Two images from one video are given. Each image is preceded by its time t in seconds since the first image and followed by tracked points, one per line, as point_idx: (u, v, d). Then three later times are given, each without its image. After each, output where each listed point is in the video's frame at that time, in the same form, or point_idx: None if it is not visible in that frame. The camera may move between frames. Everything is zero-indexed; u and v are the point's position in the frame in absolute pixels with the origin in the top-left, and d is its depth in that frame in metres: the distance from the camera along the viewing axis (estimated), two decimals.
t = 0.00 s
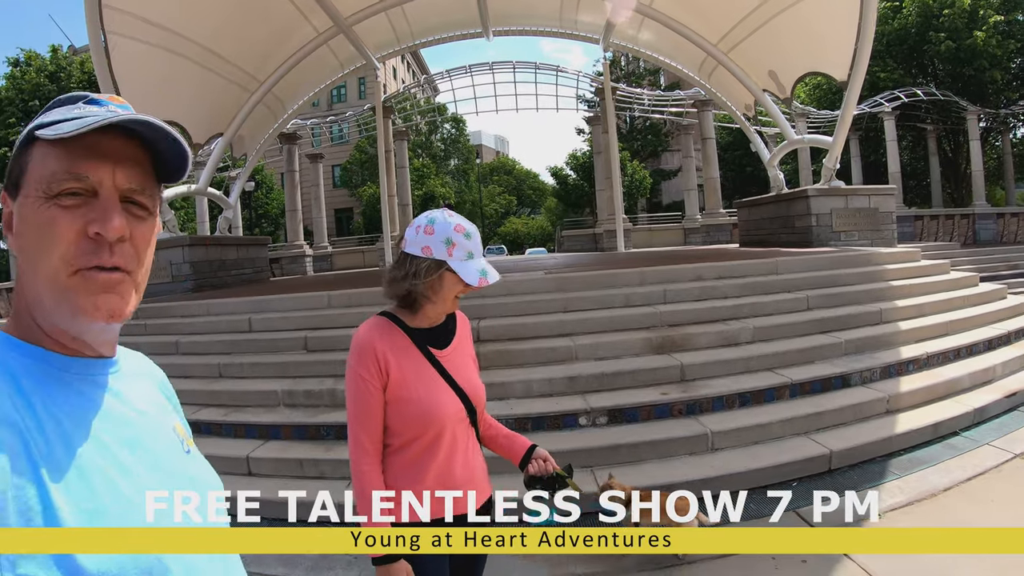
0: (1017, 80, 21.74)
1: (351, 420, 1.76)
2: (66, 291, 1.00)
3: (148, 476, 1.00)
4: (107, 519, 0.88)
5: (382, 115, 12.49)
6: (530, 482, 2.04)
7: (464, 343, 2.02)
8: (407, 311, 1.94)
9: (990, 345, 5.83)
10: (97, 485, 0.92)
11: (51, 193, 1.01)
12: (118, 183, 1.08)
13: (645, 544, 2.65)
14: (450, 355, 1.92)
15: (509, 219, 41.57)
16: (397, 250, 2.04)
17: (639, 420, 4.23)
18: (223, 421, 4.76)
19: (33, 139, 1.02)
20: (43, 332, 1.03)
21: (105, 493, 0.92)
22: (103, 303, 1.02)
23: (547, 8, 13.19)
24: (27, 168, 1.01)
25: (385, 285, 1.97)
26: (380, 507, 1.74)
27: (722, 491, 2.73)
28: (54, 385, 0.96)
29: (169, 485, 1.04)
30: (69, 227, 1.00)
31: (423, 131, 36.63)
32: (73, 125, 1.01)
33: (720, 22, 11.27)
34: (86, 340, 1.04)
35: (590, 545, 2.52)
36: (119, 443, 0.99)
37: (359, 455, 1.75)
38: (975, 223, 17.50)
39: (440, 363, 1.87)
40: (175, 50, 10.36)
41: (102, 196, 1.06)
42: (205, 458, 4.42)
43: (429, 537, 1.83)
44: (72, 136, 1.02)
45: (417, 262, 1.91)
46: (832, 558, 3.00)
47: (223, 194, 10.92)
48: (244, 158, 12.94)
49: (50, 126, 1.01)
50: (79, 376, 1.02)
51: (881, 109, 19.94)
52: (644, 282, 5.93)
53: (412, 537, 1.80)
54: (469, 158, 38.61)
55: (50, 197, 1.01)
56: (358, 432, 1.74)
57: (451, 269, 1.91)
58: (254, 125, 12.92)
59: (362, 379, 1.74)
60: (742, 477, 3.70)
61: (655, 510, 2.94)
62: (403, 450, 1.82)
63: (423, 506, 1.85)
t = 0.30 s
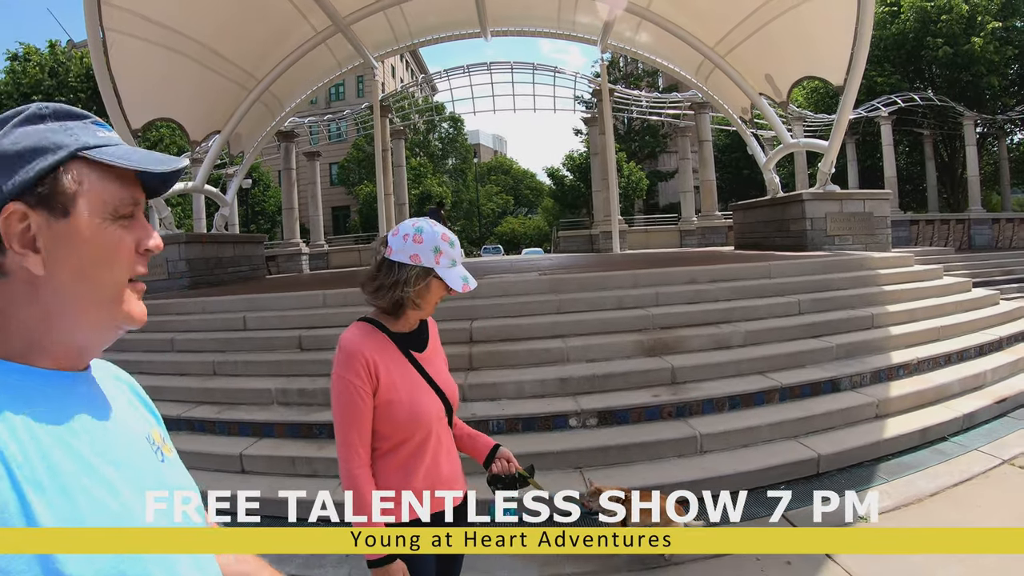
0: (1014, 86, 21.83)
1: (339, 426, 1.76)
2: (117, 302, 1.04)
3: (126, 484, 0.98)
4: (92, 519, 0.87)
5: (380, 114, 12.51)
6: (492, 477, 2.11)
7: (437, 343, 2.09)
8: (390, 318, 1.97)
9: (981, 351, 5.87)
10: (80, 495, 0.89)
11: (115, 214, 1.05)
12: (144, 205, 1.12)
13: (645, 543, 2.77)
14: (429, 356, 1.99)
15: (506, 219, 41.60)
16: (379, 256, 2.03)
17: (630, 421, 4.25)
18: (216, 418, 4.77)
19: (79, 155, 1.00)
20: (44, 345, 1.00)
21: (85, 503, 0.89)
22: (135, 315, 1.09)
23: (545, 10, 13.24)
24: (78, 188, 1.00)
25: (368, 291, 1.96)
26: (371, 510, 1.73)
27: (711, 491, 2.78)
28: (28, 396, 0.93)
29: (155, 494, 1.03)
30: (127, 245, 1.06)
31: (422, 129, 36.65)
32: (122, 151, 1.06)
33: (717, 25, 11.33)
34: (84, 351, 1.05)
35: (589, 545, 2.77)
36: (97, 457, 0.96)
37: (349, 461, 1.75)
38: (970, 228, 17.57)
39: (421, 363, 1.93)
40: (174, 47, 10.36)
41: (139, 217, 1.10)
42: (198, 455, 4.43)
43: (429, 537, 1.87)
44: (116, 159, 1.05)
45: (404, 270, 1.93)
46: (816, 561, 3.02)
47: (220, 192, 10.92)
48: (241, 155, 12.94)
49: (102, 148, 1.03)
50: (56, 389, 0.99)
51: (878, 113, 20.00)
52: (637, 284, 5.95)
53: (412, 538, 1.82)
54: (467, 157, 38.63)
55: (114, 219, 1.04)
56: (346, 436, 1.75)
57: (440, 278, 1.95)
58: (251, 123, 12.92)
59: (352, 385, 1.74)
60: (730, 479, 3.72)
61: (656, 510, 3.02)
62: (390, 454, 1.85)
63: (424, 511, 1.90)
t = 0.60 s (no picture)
0: (1015, 90, 21.81)
1: (337, 422, 1.73)
2: (124, 284, 1.12)
3: (116, 473, 1.01)
4: (81, 516, 0.88)
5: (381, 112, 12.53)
6: (479, 460, 2.15)
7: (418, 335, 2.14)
8: (380, 310, 1.98)
9: (978, 353, 5.87)
10: (67, 478, 0.90)
11: (124, 199, 1.15)
12: (138, 191, 1.22)
13: (645, 542, 2.77)
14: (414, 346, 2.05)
15: (507, 219, 41.64)
16: (369, 250, 2.02)
17: (625, 420, 4.27)
18: (213, 414, 4.79)
19: (99, 138, 1.09)
20: (48, 322, 1.03)
21: (71, 483, 0.91)
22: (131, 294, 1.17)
23: (547, 11, 13.27)
24: (101, 170, 1.09)
25: (361, 283, 1.95)
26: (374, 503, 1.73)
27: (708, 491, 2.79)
28: (15, 373, 0.94)
29: (142, 485, 1.05)
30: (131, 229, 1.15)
31: (423, 129, 36.71)
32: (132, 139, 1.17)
33: (719, 25, 11.35)
34: (81, 330, 1.09)
35: (590, 544, 2.77)
36: (87, 438, 0.98)
37: (352, 455, 1.73)
38: (970, 232, 17.57)
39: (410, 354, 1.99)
40: (176, 45, 10.40)
41: (134, 204, 1.19)
42: (195, 449, 4.46)
43: (429, 537, 1.94)
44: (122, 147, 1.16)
45: (400, 263, 1.94)
46: (809, 562, 3.02)
47: (221, 189, 10.96)
48: (242, 153, 12.97)
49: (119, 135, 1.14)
50: (44, 369, 1.01)
51: (879, 116, 19.98)
52: (635, 284, 5.96)
53: (412, 538, 1.91)
54: (468, 157, 38.73)
55: (124, 203, 1.14)
56: (345, 430, 1.73)
57: (435, 272, 1.99)
58: (252, 121, 12.95)
59: (350, 378, 1.73)
60: (725, 478, 3.74)
61: (655, 510, 3.05)
62: (387, 446, 1.86)
63: (423, 505, 1.94)
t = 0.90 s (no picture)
0: (1019, 88, 21.72)
1: (336, 418, 1.73)
2: (120, 280, 1.12)
3: (110, 468, 1.01)
4: (74, 512, 0.88)
5: (383, 113, 12.54)
6: (480, 453, 2.16)
7: (414, 334, 2.15)
8: (377, 307, 1.97)
9: (982, 352, 5.84)
10: (59, 468, 0.90)
11: (126, 197, 1.16)
12: (139, 189, 1.22)
13: (645, 543, 2.77)
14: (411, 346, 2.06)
15: (510, 220, 41.66)
16: (364, 245, 2.02)
17: (625, 420, 4.26)
18: (214, 414, 4.80)
19: (107, 132, 1.10)
20: (44, 313, 1.02)
21: (62, 475, 0.90)
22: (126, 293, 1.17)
23: (548, 12, 13.29)
24: (107, 166, 1.10)
25: (358, 278, 1.94)
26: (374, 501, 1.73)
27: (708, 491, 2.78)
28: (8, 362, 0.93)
29: (138, 484, 1.06)
30: (131, 227, 1.16)
31: (426, 131, 36.80)
32: (139, 137, 1.18)
33: (721, 25, 11.37)
34: (77, 323, 1.09)
35: (589, 544, 2.78)
36: (83, 429, 0.98)
37: (351, 452, 1.73)
38: (974, 231, 17.49)
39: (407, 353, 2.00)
40: (178, 47, 10.45)
41: (135, 203, 1.20)
42: (195, 450, 4.47)
43: (429, 537, 1.94)
44: (128, 143, 1.17)
45: (398, 258, 1.96)
46: (810, 561, 3.00)
47: (223, 191, 10.98)
48: (244, 155, 13.01)
49: (126, 132, 1.15)
50: (37, 359, 1.00)
51: (882, 115, 19.92)
52: (636, 283, 5.95)
53: (413, 538, 1.90)
54: (471, 159, 38.78)
55: (125, 201, 1.15)
56: (345, 427, 1.72)
57: (431, 267, 2.02)
58: (254, 123, 12.98)
59: (349, 375, 1.73)
60: (725, 478, 3.73)
61: (655, 510, 3.04)
62: (386, 444, 1.86)
63: (423, 506, 1.95)
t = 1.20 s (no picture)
0: None
1: (337, 420, 1.74)
2: (113, 282, 1.14)
3: (108, 468, 1.02)
4: (73, 512, 0.90)
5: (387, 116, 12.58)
6: (488, 442, 2.19)
7: (416, 335, 2.17)
8: (378, 307, 1.99)
9: (987, 352, 5.82)
10: (55, 466, 0.91)
11: (119, 199, 1.17)
12: (136, 191, 1.24)
13: (645, 543, 2.79)
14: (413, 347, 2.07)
15: (514, 222, 41.69)
16: (366, 246, 2.04)
17: (629, 421, 4.26)
18: (218, 417, 4.83)
19: (103, 134, 1.12)
20: (36, 313, 1.04)
21: (59, 474, 0.91)
22: (124, 293, 1.20)
23: (551, 14, 13.32)
24: (102, 168, 1.12)
25: (360, 279, 1.96)
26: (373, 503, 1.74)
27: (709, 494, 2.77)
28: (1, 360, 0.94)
29: (135, 483, 1.08)
30: (125, 230, 1.17)
31: (430, 134, 36.91)
32: (137, 140, 1.20)
33: (724, 26, 11.38)
34: (69, 322, 1.10)
35: (589, 544, 2.82)
36: (78, 427, 1.00)
37: (352, 455, 1.74)
38: (980, 230, 17.42)
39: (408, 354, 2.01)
40: (182, 51, 10.51)
41: (131, 206, 1.22)
42: (199, 451, 4.50)
43: (429, 537, 1.96)
44: (124, 146, 1.19)
45: (400, 258, 1.97)
46: (814, 561, 2.99)
47: (227, 194, 11.02)
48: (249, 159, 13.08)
49: (124, 135, 1.17)
50: (30, 358, 1.02)
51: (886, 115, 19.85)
52: (640, 285, 5.96)
53: (412, 538, 1.92)
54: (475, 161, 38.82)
55: (119, 204, 1.17)
56: (347, 430, 1.74)
57: (435, 268, 2.04)
58: (258, 127, 13.04)
59: (351, 377, 1.75)
60: (729, 479, 3.73)
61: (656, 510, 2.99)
62: (388, 446, 1.87)
63: (423, 506, 1.96)
